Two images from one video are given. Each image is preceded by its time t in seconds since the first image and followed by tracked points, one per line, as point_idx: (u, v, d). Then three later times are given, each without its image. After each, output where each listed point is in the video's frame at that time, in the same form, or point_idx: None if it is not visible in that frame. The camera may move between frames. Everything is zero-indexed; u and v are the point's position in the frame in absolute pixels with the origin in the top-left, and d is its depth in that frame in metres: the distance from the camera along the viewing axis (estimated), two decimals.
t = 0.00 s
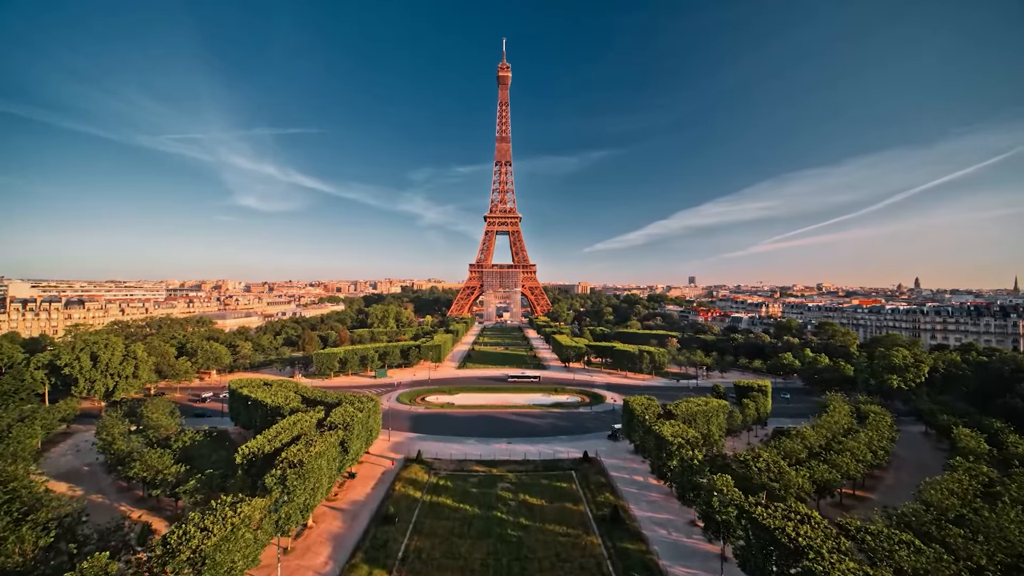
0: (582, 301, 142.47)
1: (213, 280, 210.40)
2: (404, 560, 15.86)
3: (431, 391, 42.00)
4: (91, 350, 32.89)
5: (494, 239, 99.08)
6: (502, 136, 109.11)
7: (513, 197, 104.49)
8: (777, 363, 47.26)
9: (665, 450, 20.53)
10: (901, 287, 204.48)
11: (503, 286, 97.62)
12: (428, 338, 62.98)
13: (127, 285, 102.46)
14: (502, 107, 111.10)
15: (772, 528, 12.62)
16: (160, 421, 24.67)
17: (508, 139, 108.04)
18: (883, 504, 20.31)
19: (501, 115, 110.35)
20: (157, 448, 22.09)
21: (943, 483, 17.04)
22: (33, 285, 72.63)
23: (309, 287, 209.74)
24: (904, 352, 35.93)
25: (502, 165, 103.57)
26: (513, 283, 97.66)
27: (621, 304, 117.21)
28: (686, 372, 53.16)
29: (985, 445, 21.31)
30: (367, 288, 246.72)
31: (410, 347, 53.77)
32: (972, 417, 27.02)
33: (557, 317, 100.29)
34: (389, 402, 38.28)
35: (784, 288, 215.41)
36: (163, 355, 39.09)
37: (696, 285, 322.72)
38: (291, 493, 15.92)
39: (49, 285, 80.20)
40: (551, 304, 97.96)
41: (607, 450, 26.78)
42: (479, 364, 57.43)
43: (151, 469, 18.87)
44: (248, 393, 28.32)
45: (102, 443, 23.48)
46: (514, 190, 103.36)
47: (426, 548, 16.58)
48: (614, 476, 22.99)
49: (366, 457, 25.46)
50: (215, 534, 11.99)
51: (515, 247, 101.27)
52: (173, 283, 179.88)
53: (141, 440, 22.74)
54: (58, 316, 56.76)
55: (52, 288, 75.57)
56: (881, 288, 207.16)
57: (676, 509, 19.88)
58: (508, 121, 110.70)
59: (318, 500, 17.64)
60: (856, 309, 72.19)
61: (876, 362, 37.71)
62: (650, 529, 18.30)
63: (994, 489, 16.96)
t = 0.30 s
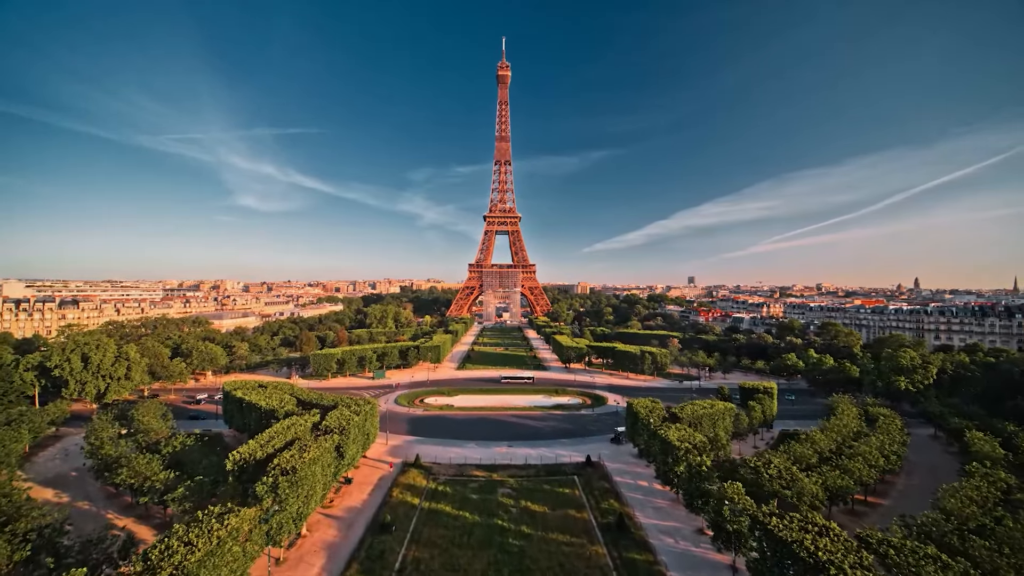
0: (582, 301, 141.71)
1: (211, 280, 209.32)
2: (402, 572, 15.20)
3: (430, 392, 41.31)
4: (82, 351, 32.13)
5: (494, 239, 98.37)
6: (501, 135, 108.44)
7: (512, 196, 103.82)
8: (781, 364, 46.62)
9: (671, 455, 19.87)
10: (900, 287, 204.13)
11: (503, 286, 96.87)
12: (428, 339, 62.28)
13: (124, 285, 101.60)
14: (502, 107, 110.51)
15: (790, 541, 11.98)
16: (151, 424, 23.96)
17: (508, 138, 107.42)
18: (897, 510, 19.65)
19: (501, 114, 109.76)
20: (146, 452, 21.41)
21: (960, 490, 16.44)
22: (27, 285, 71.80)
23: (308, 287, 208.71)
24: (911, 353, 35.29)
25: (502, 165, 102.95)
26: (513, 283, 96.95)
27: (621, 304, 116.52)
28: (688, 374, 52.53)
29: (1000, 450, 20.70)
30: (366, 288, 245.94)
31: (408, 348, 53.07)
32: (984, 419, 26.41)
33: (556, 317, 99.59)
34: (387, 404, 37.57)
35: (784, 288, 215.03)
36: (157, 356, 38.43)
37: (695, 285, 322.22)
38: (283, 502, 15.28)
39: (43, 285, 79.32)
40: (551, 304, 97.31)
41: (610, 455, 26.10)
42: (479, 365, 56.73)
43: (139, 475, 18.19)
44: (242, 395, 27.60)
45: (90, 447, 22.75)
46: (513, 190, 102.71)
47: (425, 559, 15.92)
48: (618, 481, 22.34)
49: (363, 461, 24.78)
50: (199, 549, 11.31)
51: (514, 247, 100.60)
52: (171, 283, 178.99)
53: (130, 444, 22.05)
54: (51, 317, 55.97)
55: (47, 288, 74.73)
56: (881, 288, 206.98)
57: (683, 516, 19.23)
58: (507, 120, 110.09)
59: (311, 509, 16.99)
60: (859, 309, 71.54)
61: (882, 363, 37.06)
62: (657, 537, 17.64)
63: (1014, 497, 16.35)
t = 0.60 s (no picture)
0: (581, 302, 141.00)
1: (209, 280, 208.18)
2: None
3: (429, 394, 40.52)
4: (71, 352, 31.27)
5: (493, 239, 97.65)
6: (501, 135, 107.69)
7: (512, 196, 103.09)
8: (785, 366, 45.93)
9: (680, 461, 19.12)
10: (899, 287, 203.93)
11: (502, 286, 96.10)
12: (427, 339, 61.53)
13: (119, 285, 100.60)
14: (501, 106, 109.82)
15: (813, 557, 11.24)
16: (140, 428, 23.15)
17: (507, 137, 106.64)
18: (914, 519, 18.94)
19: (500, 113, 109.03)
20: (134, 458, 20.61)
21: (982, 498, 15.74)
22: (20, 284, 70.81)
23: (306, 287, 207.76)
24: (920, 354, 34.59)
25: (502, 164, 102.22)
26: (512, 283, 96.23)
27: (621, 304, 115.82)
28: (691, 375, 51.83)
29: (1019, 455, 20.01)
30: (365, 288, 245.17)
31: (407, 348, 52.31)
32: (998, 423, 25.71)
33: (556, 317, 98.87)
34: (385, 406, 36.81)
35: (783, 288, 214.79)
36: (150, 358, 37.63)
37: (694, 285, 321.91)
38: (272, 514, 14.50)
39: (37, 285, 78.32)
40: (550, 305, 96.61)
41: (614, 459, 25.35)
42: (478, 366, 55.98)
43: (124, 483, 17.38)
44: (234, 398, 26.78)
45: (75, 453, 21.91)
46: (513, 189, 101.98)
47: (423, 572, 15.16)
48: (623, 488, 21.60)
49: (359, 466, 24.01)
50: (180, 568, 10.52)
51: (514, 247, 99.86)
52: (168, 282, 177.80)
53: (118, 450, 21.24)
54: (44, 317, 55.09)
55: (41, 288, 73.74)
56: (880, 288, 206.77)
57: (692, 524, 18.49)
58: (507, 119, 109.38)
59: (304, 519, 16.23)
60: (862, 309, 70.91)
61: (891, 364, 36.33)
62: (666, 548, 16.88)
63: None
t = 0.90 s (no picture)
0: (581, 302, 140.37)
1: (206, 280, 207.01)
2: None
3: (428, 396, 39.81)
4: (61, 354, 30.50)
5: (492, 238, 96.96)
6: (500, 134, 107.10)
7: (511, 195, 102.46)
8: (789, 366, 45.32)
9: (688, 467, 18.45)
10: (898, 287, 203.98)
11: (502, 286, 95.49)
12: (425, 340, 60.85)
13: (115, 285, 99.56)
14: (500, 105, 109.28)
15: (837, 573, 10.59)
16: (130, 432, 22.38)
17: (507, 136, 105.91)
18: (930, 526, 18.29)
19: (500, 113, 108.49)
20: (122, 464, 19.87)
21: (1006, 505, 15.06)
22: (14, 284, 69.89)
23: (304, 287, 206.39)
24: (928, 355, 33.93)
25: (501, 164, 101.59)
26: (511, 283, 95.64)
27: (621, 304, 115.22)
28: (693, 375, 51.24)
29: None
30: (363, 288, 244.58)
31: (405, 349, 51.58)
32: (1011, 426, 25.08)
33: (556, 317, 98.20)
34: (383, 408, 36.10)
35: (782, 288, 214.78)
36: (144, 358, 36.88)
37: (693, 286, 321.85)
38: (263, 524, 13.81)
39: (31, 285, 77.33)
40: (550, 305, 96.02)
41: (618, 464, 24.65)
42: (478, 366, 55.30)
43: (109, 491, 16.66)
44: (227, 400, 26.01)
45: (61, 458, 21.16)
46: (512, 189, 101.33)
47: None
48: (628, 494, 20.94)
49: (355, 471, 23.31)
50: None
51: (513, 246, 99.21)
52: (166, 283, 176.91)
53: (105, 455, 20.49)
54: (37, 317, 54.24)
55: (35, 288, 72.85)
56: (878, 288, 207.38)
57: (700, 532, 17.85)
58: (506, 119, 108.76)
59: (297, 528, 15.57)
60: (865, 309, 70.38)
61: (898, 365, 35.68)
62: (674, 557, 16.22)
63: None
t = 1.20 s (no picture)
0: (580, 301, 139.57)
1: (204, 280, 205.90)
2: None
3: (426, 397, 38.99)
4: (48, 355, 29.63)
5: (492, 238, 96.17)
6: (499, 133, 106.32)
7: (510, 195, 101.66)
8: (794, 367, 44.59)
9: (697, 473, 17.68)
10: (898, 287, 203.64)
11: (501, 286, 94.73)
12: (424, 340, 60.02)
13: (110, 284, 98.48)
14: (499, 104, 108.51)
15: None
16: (116, 437, 21.52)
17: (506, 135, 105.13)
18: (950, 536, 17.53)
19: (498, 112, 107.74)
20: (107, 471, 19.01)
21: None
22: (6, 284, 68.84)
23: (303, 286, 205.52)
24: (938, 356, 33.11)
25: (500, 163, 100.80)
26: (511, 283, 94.89)
27: (620, 304, 114.46)
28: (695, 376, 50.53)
29: None
30: (361, 288, 243.57)
31: (403, 350, 50.73)
32: None
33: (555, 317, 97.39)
34: (380, 410, 35.26)
35: (781, 288, 214.99)
36: (135, 360, 36.02)
37: (693, 286, 321.51)
38: (250, 537, 13.03)
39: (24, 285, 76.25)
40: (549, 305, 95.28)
41: (622, 469, 23.87)
42: (477, 367, 54.48)
43: (90, 501, 15.80)
44: (219, 403, 25.16)
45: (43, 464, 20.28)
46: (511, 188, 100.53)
47: None
48: (633, 501, 20.19)
49: (351, 477, 22.52)
50: None
51: (513, 246, 98.43)
52: (163, 283, 175.61)
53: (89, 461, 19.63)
54: (28, 317, 53.28)
55: (27, 288, 71.82)
56: (877, 288, 207.23)
57: (710, 542, 17.10)
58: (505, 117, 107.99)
59: (289, 540, 14.81)
60: (868, 309, 69.67)
61: (906, 366, 34.95)
62: (684, 569, 15.48)
63: None
